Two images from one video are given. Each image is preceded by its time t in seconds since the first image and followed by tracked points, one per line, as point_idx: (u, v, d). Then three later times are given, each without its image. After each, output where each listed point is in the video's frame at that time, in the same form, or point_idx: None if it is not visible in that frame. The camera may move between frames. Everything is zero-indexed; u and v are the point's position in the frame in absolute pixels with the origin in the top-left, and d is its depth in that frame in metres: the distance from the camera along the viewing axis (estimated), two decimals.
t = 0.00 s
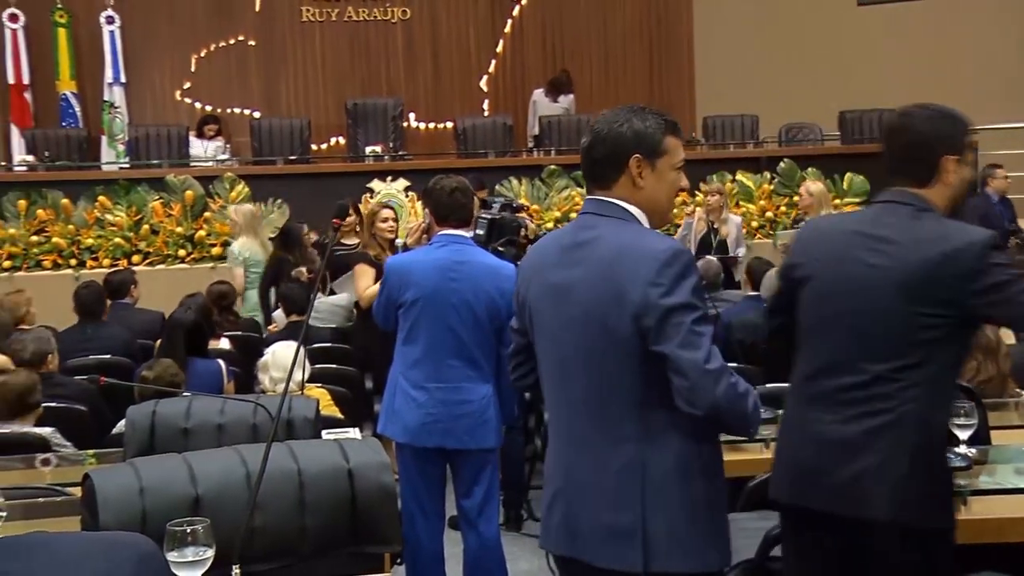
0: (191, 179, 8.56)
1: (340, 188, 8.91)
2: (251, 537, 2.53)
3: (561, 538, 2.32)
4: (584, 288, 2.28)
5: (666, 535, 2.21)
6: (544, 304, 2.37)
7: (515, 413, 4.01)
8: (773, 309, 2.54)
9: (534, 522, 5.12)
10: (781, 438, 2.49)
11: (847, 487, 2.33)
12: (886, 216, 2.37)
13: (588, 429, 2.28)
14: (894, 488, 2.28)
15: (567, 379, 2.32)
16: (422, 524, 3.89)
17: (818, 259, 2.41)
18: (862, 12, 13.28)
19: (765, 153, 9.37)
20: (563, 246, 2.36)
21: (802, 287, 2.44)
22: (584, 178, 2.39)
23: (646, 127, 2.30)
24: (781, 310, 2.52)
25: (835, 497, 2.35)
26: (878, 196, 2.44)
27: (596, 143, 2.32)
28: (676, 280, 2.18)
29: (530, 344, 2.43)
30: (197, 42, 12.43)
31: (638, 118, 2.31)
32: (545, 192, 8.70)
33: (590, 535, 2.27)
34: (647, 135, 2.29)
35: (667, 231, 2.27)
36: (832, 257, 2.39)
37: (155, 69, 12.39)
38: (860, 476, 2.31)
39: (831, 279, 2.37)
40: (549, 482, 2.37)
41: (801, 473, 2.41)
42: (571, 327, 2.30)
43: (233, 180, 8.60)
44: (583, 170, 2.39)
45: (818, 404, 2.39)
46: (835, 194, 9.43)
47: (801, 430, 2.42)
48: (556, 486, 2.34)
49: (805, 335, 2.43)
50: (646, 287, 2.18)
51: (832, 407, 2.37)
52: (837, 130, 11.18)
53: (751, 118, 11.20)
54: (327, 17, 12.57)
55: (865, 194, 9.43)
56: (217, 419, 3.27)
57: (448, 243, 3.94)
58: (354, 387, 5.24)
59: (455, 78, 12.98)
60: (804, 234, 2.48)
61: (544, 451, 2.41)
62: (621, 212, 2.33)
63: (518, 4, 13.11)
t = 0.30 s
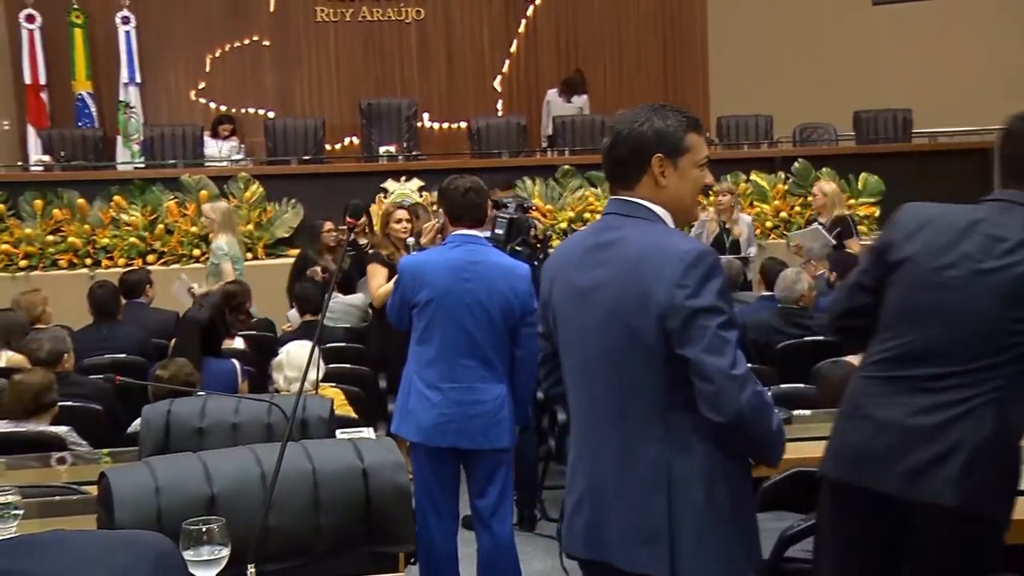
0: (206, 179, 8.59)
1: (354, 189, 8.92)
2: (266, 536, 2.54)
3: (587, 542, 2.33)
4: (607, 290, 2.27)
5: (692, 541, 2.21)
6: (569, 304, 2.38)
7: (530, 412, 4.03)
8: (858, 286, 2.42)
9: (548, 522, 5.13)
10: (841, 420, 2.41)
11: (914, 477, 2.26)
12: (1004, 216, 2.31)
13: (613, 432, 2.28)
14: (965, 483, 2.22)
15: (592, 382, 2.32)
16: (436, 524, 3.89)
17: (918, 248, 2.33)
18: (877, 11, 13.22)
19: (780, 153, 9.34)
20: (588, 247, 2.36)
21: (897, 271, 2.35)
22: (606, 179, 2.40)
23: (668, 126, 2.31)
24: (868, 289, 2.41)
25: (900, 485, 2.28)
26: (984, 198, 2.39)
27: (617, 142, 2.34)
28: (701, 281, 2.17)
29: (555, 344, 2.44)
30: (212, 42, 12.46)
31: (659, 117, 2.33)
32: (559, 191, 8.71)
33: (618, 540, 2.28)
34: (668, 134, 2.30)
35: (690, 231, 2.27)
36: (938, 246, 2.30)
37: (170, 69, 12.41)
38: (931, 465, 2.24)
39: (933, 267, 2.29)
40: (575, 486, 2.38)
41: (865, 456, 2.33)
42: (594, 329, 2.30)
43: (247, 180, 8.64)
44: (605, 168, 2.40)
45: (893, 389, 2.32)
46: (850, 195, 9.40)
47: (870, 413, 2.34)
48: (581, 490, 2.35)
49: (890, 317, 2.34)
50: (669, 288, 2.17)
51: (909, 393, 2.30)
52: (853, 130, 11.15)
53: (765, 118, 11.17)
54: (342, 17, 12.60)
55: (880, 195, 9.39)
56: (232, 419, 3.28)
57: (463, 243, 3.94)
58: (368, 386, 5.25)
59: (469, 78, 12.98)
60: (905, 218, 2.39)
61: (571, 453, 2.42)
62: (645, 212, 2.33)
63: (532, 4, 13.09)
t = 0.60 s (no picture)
0: (222, 179, 8.62)
1: (369, 190, 8.93)
2: (281, 537, 2.54)
3: (620, 538, 2.43)
4: (642, 293, 2.36)
5: (722, 542, 2.29)
6: (601, 305, 2.47)
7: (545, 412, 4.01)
8: (916, 273, 2.39)
9: (562, 522, 5.12)
10: (877, 408, 2.35)
11: (945, 468, 2.18)
12: None
13: (644, 434, 2.38)
14: (999, 476, 2.13)
15: (624, 386, 2.41)
16: (450, 523, 3.90)
17: (981, 242, 2.26)
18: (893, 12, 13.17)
19: (795, 155, 9.33)
20: (620, 250, 2.45)
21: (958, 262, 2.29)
22: (638, 179, 2.49)
23: (699, 127, 2.39)
24: (926, 279, 2.37)
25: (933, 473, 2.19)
26: None
27: (649, 143, 2.43)
28: (735, 286, 2.25)
29: (589, 343, 2.53)
30: (228, 42, 12.50)
31: (690, 118, 2.41)
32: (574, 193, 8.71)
33: (648, 542, 2.38)
34: (700, 134, 2.38)
35: (723, 236, 2.35)
36: (1001, 243, 2.24)
37: (186, 70, 12.45)
38: (965, 455, 2.16)
39: (991, 262, 2.22)
40: (607, 488, 2.47)
41: (899, 442, 2.25)
42: (626, 333, 2.39)
43: (263, 180, 8.65)
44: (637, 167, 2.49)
45: (936, 378, 2.25)
46: (865, 196, 9.36)
47: (909, 402, 2.28)
48: (613, 492, 2.45)
49: (945, 308, 2.27)
50: (703, 293, 2.25)
51: (952, 383, 2.22)
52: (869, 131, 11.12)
53: (781, 118, 11.14)
54: (357, 19, 12.63)
55: (895, 195, 9.35)
56: (248, 419, 3.28)
57: (478, 243, 3.94)
58: (383, 386, 5.26)
59: (483, 78, 12.99)
60: (976, 217, 2.33)
61: (601, 453, 2.52)
62: (676, 213, 2.42)
63: (547, 4, 13.09)
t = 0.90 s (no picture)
0: (231, 179, 8.64)
1: (378, 190, 8.95)
2: (291, 536, 2.55)
3: (635, 540, 2.44)
4: (664, 295, 2.37)
5: (739, 548, 2.30)
6: (620, 304, 2.48)
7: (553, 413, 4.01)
8: (941, 268, 2.38)
9: (572, 523, 5.12)
10: (894, 403, 2.33)
11: (958, 463, 2.17)
12: None
13: (663, 437, 2.38)
14: (1012, 472, 2.13)
15: (643, 388, 2.41)
16: (458, 523, 3.89)
17: (1008, 242, 2.27)
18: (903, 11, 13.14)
19: (805, 155, 9.34)
20: (642, 251, 2.46)
21: (983, 261, 2.29)
22: (661, 179, 2.50)
23: (724, 127, 2.40)
24: (951, 275, 2.37)
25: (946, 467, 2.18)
26: None
27: (674, 143, 2.43)
28: (760, 293, 2.27)
29: (607, 343, 2.53)
30: (238, 42, 12.52)
31: (716, 117, 2.42)
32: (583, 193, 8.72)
33: (662, 543, 2.38)
34: (726, 135, 2.39)
35: (747, 241, 2.37)
36: None
37: (196, 70, 12.47)
38: (978, 451, 2.16)
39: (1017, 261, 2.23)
40: (621, 489, 2.48)
41: (914, 438, 2.24)
42: (646, 335, 2.40)
43: (272, 180, 8.66)
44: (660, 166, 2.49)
45: (954, 374, 2.24)
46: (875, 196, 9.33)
47: (925, 398, 2.27)
48: (627, 493, 2.46)
49: (968, 305, 2.27)
50: (729, 298, 2.26)
51: (971, 379, 2.21)
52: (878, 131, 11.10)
53: (790, 118, 11.12)
54: (367, 19, 12.65)
55: (905, 195, 9.32)
56: (257, 419, 3.29)
57: (487, 243, 3.95)
58: (392, 386, 5.26)
59: (493, 78, 12.99)
60: (1004, 219, 2.33)
61: (615, 453, 2.52)
62: (699, 214, 2.43)
63: (557, 4, 13.09)
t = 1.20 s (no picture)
0: (243, 180, 8.66)
1: (389, 191, 8.97)
2: (304, 536, 2.55)
3: (652, 543, 2.44)
4: (687, 298, 2.36)
5: (760, 552, 2.30)
6: (639, 305, 2.47)
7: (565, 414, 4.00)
8: (957, 267, 2.45)
9: (583, 523, 5.12)
10: (914, 401, 2.41)
11: (973, 462, 2.24)
12: None
13: (682, 441, 2.38)
14: None
15: (662, 390, 2.41)
16: (470, 524, 3.89)
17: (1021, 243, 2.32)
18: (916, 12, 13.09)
19: (817, 155, 9.32)
20: (663, 251, 2.45)
21: (997, 261, 2.35)
22: (681, 180, 2.49)
23: (743, 129, 2.40)
24: (968, 275, 2.43)
25: (961, 467, 2.26)
26: None
27: (694, 144, 2.43)
28: (783, 296, 2.26)
29: (626, 344, 2.52)
30: (250, 43, 12.55)
31: (735, 118, 2.41)
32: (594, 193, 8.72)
33: (682, 547, 2.38)
34: (747, 136, 2.39)
35: (768, 244, 2.36)
36: None
37: (208, 70, 12.50)
38: (992, 453, 2.22)
39: None
40: (638, 492, 2.48)
41: (930, 437, 2.32)
42: (666, 337, 2.39)
43: (284, 181, 8.67)
44: (680, 167, 2.48)
45: (969, 374, 2.30)
46: (887, 196, 9.29)
47: (942, 397, 2.34)
48: (646, 497, 2.46)
49: (983, 306, 2.33)
50: (752, 302, 2.26)
51: (986, 379, 2.28)
52: (891, 132, 11.07)
53: (803, 119, 11.09)
54: (379, 19, 12.66)
55: (918, 196, 9.26)
56: (269, 419, 3.29)
57: (499, 244, 3.95)
58: (404, 387, 5.27)
59: (504, 77, 12.98)
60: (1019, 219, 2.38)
61: (632, 455, 2.52)
62: (720, 216, 2.43)
63: (569, 4, 13.08)
